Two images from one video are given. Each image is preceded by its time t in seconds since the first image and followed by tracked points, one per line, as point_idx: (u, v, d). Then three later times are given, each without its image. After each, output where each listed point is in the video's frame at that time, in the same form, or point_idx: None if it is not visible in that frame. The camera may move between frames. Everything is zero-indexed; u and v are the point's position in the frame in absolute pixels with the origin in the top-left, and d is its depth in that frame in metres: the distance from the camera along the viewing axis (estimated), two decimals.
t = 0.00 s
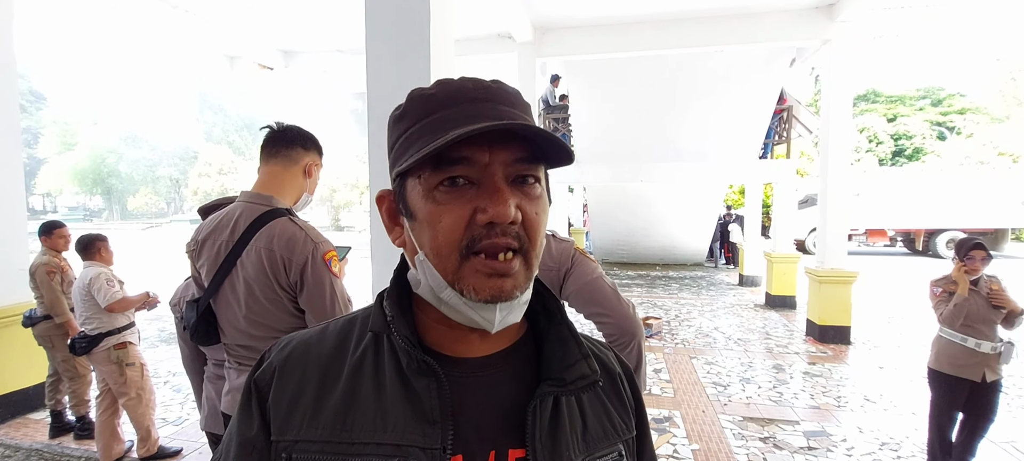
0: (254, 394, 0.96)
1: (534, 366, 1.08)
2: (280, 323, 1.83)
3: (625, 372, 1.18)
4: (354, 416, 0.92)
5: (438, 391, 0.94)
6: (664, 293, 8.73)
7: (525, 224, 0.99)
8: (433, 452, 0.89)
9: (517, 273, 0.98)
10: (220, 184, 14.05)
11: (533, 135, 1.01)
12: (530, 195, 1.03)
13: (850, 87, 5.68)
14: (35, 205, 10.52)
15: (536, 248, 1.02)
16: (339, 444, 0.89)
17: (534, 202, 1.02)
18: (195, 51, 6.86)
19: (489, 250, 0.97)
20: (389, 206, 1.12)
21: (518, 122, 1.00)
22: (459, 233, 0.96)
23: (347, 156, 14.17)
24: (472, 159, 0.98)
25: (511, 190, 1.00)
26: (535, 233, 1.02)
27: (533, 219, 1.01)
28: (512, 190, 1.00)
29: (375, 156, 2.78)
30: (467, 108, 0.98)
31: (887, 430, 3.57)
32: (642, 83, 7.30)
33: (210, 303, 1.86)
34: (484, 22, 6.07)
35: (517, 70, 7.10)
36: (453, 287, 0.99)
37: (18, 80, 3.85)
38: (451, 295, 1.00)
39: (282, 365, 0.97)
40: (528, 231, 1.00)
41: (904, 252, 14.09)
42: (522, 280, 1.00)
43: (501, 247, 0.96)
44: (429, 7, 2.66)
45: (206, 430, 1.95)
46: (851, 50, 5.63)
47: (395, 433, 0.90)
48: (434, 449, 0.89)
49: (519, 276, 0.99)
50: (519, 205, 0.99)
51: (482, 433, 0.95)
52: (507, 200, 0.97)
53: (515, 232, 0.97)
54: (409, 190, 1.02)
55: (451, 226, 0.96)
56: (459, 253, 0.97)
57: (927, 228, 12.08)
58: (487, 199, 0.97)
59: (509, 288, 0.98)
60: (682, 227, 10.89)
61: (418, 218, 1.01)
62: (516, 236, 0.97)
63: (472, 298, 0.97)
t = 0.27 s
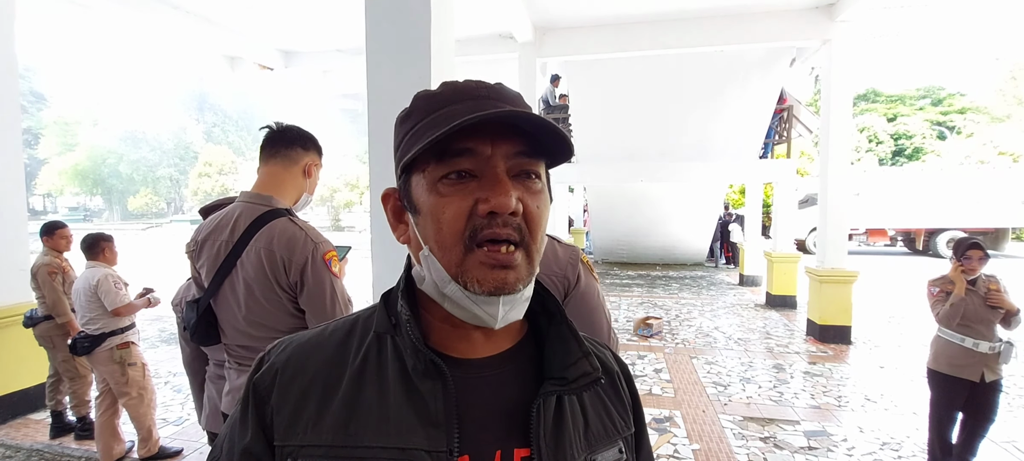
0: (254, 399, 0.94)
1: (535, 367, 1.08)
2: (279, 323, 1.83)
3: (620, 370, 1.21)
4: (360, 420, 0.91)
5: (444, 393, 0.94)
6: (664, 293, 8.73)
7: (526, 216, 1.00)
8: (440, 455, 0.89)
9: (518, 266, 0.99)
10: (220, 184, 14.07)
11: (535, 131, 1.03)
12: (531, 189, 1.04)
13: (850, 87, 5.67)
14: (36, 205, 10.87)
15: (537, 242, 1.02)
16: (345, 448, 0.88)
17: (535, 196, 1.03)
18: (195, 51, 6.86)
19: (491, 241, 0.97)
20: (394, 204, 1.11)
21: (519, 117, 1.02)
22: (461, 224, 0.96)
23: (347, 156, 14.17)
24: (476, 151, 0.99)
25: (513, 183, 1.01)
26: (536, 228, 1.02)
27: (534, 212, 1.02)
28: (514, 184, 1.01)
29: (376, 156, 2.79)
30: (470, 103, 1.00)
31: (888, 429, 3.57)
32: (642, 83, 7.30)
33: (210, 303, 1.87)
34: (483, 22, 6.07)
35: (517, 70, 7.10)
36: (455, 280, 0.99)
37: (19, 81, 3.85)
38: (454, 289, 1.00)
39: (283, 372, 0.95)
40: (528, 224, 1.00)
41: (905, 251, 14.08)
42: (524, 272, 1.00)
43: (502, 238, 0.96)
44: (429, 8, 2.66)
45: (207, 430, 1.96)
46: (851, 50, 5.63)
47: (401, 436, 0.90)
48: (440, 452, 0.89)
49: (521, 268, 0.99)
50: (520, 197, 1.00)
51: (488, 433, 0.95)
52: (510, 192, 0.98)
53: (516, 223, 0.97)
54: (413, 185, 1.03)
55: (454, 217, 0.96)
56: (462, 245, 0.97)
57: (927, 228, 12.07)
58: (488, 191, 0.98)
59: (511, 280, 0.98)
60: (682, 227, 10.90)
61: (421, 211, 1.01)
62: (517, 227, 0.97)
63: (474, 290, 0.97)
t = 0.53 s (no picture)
0: (255, 408, 0.92)
1: (534, 359, 1.10)
2: (280, 323, 1.83)
3: (610, 357, 1.23)
4: (369, 420, 0.90)
5: (453, 390, 0.94)
6: (665, 293, 8.73)
7: (533, 225, 1.00)
8: (452, 450, 0.89)
9: (523, 269, 0.99)
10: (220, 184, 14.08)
11: (548, 143, 1.03)
12: (537, 198, 1.05)
13: (850, 87, 5.67)
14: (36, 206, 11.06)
15: (540, 249, 1.03)
16: (355, 448, 0.87)
17: (540, 205, 1.04)
18: (195, 52, 6.87)
19: (500, 247, 0.97)
20: (394, 200, 1.09)
21: (532, 130, 1.02)
22: (472, 230, 0.97)
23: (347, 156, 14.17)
24: (491, 160, 0.98)
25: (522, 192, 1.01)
26: (540, 236, 1.03)
27: (540, 222, 1.03)
28: (523, 192, 1.02)
29: (375, 158, 2.78)
30: (485, 111, 0.99)
31: (888, 430, 3.57)
32: (642, 83, 7.30)
33: (210, 303, 1.86)
34: (483, 23, 6.07)
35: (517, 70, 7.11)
36: (461, 282, 0.99)
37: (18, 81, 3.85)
38: (458, 290, 0.99)
39: (285, 382, 0.94)
40: (534, 233, 1.01)
41: (904, 252, 14.08)
42: (527, 277, 1.01)
43: (511, 245, 0.97)
44: (429, 9, 2.66)
45: (207, 430, 1.96)
46: (850, 50, 5.64)
47: (412, 434, 0.89)
48: (452, 448, 0.89)
49: (525, 273, 1.00)
50: (529, 206, 1.01)
51: (495, 425, 0.96)
52: (520, 200, 0.98)
53: (525, 232, 0.98)
54: (420, 185, 1.01)
55: (465, 223, 0.96)
56: (472, 249, 0.97)
57: (927, 228, 12.07)
58: (500, 199, 0.97)
59: (517, 283, 0.98)
60: (682, 227, 10.90)
61: (429, 213, 1.00)
62: (525, 236, 0.98)
63: (481, 292, 0.97)
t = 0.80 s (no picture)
0: (245, 419, 0.90)
1: (524, 357, 1.11)
2: (278, 323, 1.83)
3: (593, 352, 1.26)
4: (369, 425, 0.90)
5: (452, 390, 0.95)
6: (664, 294, 8.74)
7: (530, 232, 1.01)
8: (453, 450, 0.90)
9: (519, 274, 1.00)
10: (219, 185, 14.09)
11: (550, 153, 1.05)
12: (533, 206, 1.06)
13: (849, 87, 5.67)
14: (36, 207, 11.24)
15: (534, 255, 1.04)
16: (358, 452, 0.87)
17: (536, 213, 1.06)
18: (195, 52, 6.86)
19: (498, 251, 0.98)
20: (391, 197, 1.06)
21: (534, 139, 1.03)
22: (473, 233, 0.97)
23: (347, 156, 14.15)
24: (496, 167, 0.98)
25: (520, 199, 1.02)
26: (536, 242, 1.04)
27: (536, 228, 1.04)
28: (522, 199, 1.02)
29: (374, 158, 2.79)
30: (491, 117, 1.00)
31: (887, 430, 3.58)
32: (642, 84, 7.31)
33: (209, 303, 1.87)
34: (483, 23, 6.08)
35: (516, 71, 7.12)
36: (457, 283, 0.99)
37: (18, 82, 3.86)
38: (454, 291, 0.99)
39: (277, 391, 0.92)
40: (530, 239, 1.02)
41: (904, 252, 14.08)
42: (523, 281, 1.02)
43: (508, 249, 0.97)
44: (429, 9, 2.67)
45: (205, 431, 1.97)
46: (849, 51, 5.64)
47: (414, 436, 0.89)
48: (454, 447, 0.90)
49: (520, 277, 1.01)
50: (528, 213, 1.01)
51: (491, 423, 0.98)
52: (520, 207, 0.99)
53: (524, 238, 0.99)
54: (421, 185, 1.00)
55: (467, 226, 0.96)
56: (471, 252, 0.97)
57: (927, 229, 12.07)
58: (502, 205, 0.98)
59: (512, 287, 0.99)
60: (682, 227, 10.91)
61: (429, 214, 1.00)
62: (523, 241, 0.99)
63: (478, 294, 0.98)
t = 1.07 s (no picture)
0: (235, 422, 0.90)
1: (516, 355, 1.11)
2: (277, 324, 1.83)
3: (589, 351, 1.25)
4: (358, 427, 0.90)
5: (442, 391, 0.95)
6: (663, 294, 8.75)
7: (512, 236, 1.00)
8: (443, 450, 0.91)
9: (499, 280, 0.99)
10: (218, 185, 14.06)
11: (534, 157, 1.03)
12: (520, 209, 1.04)
13: (847, 88, 5.68)
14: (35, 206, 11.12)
15: (518, 260, 1.03)
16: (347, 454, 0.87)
17: (522, 217, 1.04)
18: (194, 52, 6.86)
19: (475, 255, 0.97)
20: (380, 196, 1.10)
21: (519, 143, 1.02)
22: (449, 237, 0.96)
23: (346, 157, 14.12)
24: (473, 169, 0.99)
25: (502, 204, 1.01)
26: (520, 246, 1.03)
27: (520, 233, 1.02)
28: (504, 203, 1.01)
29: (373, 159, 2.79)
30: (474, 119, 0.99)
31: (885, 430, 3.59)
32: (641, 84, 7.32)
33: (207, 304, 1.86)
34: (481, 24, 6.08)
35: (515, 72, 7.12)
36: (436, 286, 0.99)
37: (17, 82, 3.86)
38: (434, 294, 1.00)
39: (267, 392, 0.92)
40: (513, 243, 1.01)
41: (902, 253, 14.10)
42: (503, 285, 1.00)
43: (486, 254, 0.97)
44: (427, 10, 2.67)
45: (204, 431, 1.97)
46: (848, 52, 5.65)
47: (404, 438, 0.90)
48: (443, 449, 0.91)
49: (500, 282, 1.00)
50: (508, 218, 1.00)
51: (482, 423, 0.98)
52: (498, 212, 0.98)
53: (502, 243, 0.98)
54: (404, 187, 1.01)
55: (443, 230, 0.96)
56: (446, 255, 0.97)
57: (925, 229, 12.08)
58: (480, 210, 0.98)
59: (490, 292, 0.98)
60: (681, 228, 10.92)
61: (410, 216, 1.01)
62: (503, 246, 0.98)
63: (453, 298, 0.98)
